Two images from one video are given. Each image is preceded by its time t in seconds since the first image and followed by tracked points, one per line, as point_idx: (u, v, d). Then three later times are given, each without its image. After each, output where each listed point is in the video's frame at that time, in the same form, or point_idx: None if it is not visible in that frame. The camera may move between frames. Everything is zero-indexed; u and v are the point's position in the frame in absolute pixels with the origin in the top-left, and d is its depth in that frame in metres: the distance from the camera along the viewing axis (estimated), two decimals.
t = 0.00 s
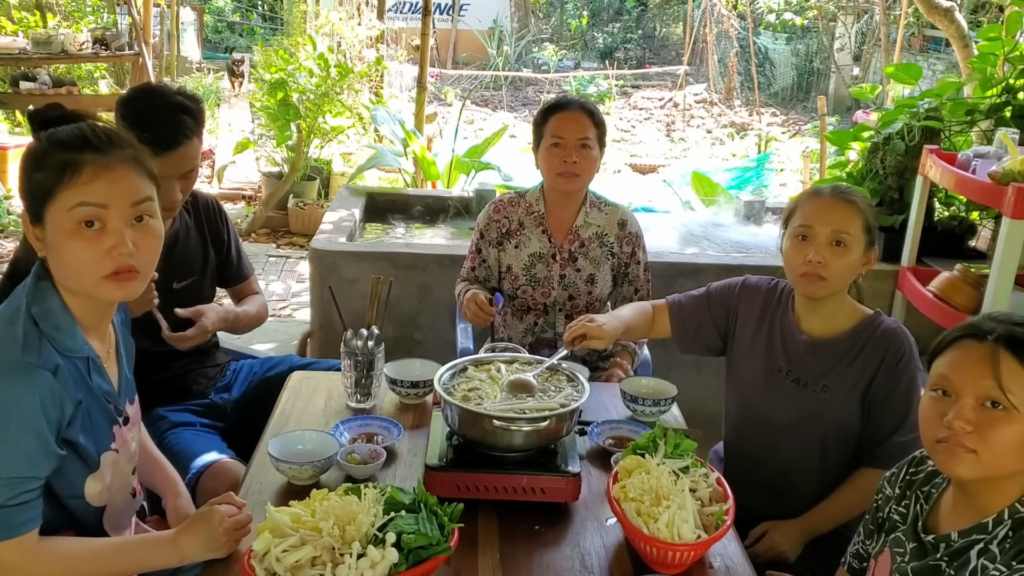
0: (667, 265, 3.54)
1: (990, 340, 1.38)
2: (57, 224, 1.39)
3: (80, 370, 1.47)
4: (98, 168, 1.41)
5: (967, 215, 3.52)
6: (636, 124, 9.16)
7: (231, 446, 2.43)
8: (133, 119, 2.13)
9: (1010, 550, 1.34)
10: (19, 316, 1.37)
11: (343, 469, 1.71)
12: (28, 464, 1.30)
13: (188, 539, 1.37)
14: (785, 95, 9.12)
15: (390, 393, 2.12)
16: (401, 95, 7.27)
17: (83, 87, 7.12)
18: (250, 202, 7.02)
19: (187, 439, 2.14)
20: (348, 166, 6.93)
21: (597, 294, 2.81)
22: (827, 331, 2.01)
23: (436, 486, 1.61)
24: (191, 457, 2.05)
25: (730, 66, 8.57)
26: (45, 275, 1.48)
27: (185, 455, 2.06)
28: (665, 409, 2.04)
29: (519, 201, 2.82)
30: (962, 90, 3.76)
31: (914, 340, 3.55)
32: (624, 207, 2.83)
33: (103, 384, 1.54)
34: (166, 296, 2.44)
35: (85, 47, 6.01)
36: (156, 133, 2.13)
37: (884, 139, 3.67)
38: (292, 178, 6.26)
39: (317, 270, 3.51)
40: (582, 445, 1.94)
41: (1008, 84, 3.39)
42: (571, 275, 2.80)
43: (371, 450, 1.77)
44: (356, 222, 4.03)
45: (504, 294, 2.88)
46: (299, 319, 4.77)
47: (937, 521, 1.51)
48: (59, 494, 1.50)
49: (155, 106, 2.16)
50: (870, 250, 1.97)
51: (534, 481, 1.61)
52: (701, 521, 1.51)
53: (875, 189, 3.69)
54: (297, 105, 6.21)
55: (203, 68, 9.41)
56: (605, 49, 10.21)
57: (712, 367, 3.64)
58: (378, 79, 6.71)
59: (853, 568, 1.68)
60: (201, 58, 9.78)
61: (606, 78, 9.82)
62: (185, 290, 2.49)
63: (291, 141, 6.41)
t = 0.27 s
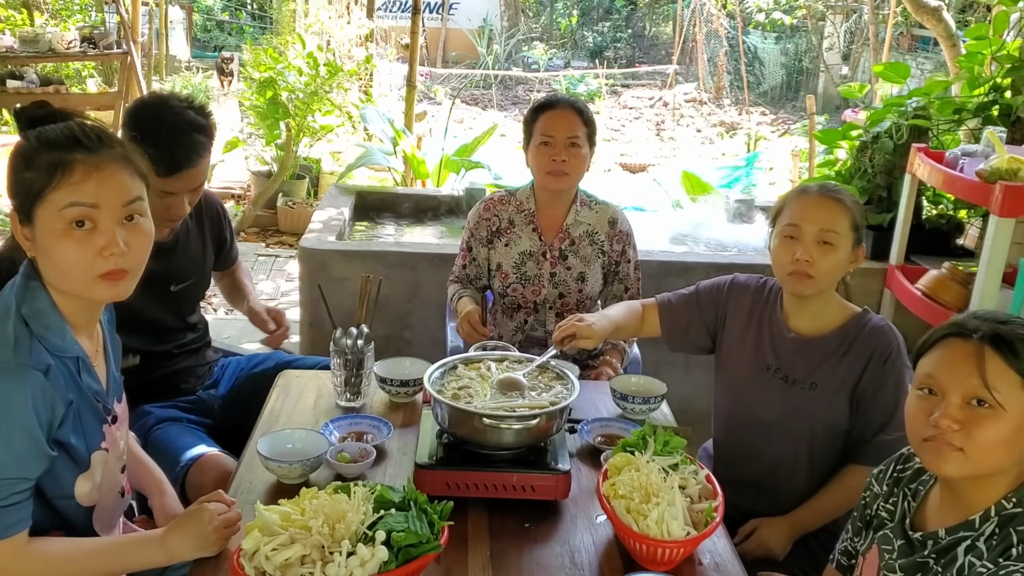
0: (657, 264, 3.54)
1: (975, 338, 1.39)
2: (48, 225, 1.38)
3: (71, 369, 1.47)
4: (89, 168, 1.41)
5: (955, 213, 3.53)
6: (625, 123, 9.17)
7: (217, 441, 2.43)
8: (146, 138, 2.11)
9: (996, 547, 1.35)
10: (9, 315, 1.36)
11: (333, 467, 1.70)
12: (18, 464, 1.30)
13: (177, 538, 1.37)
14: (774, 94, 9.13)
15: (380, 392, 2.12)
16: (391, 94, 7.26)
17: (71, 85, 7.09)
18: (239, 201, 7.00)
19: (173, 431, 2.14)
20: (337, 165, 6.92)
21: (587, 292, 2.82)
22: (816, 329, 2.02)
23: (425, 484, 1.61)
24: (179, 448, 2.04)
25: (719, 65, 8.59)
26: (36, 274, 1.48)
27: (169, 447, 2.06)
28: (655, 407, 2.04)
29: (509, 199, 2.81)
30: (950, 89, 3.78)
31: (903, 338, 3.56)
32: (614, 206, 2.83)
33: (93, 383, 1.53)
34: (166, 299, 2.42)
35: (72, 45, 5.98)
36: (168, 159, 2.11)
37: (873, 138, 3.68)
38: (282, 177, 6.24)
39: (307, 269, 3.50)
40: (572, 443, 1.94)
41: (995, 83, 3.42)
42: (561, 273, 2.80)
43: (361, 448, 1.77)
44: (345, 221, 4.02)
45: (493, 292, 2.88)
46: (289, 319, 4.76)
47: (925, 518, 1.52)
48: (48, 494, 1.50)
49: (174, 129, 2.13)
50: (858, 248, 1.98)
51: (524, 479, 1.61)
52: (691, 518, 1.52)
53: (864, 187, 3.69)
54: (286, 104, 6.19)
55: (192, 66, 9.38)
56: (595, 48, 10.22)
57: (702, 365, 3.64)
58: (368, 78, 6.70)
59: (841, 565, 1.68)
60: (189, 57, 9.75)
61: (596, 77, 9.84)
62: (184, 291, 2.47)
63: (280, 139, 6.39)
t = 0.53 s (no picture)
0: (652, 263, 3.54)
1: (969, 338, 1.39)
2: (39, 221, 1.37)
3: (64, 368, 1.46)
4: (82, 165, 1.41)
5: (950, 211, 3.53)
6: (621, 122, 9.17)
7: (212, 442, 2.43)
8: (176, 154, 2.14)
9: (991, 546, 1.35)
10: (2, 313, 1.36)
11: (328, 466, 1.70)
12: (12, 463, 1.30)
13: (171, 537, 1.36)
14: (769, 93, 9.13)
15: (375, 390, 2.11)
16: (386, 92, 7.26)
17: (65, 83, 7.07)
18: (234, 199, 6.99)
19: (167, 430, 2.14)
20: (332, 163, 6.92)
21: (582, 291, 2.81)
22: (811, 327, 2.02)
23: (421, 482, 1.61)
24: (173, 446, 2.04)
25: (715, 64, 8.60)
26: (29, 273, 1.47)
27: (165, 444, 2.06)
28: (651, 406, 2.04)
29: (505, 198, 2.81)
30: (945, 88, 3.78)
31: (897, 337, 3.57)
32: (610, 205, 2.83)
33: (87, 382, 1.53)
34: (177, 299, 2.41)
35: (66, 43, 5.97)
36: (200, 179, 2.15)
37: (867, 137, 3.68)
38: (276, 175, 6.23)
39: (301, 268, 3.50)
40: (567, 441, 1.94)
41: (990, 82, 3.43)
42: (556, 272, 2.80)
43: (356, 447, 1.76)
44: (340, 220, 4.01)
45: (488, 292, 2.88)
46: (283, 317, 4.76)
47: (919, 518, 1.52)
48: (42, 494, 1.49)
49: (206, 146, 2.16)
50: (853, 246, 1.98)
51: (520, 478, 1.61)
52: (686, 517, 1.51)
53: (859, 186, 3.70)
54: (281, 102, 6.19)
55: (186, 64, 9.36)
56: (590, 46, 10.22)
57: (697, 364, 3.64)
58: (363, 76, 6.69)
59: (836, 565, 1.68)
60: (184, 55, 9.74)
61: (591, 75, 9.87)
62: (195, 290, 2.47)
63: (275, 137, 6.39)
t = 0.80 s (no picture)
0: (643, 262, 3.54)
1: (958, 337, 1.39)
2: (27, 219, 1.37)
3: (52, 367, 1.46)
4: (70, 162, 1.40)
5: (940, 211, 3.54)
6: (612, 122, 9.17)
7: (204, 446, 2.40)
8: (263, 170, 2.15)
9: (979, 545, 1.36)
10: None
11: (318, 466, 1.70)
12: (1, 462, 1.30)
13: (161, 537, 1.36)
14: (760, 92, 9.11)
15: (366, 390, 2.11)
16: (378, 91, 7.24)
17: (54, 82, 7.04)
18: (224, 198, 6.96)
19: (162, 430, 2.11)
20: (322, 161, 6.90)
21: (573, 290, 2.82)
22: (801, 326, 2.02)
23: (411, 482, 1.61)
24: (166, 448, 2.03)
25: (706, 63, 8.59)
26: (16, 271, 1.46)
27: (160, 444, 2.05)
28: (642, 405, 2.04)
29: (495, 198, 2.80)
30: (935, 88, 3.79)
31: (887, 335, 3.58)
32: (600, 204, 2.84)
33: (74, 381, 1.53)
34: (204, 310, 2.40)
35: (55, 41, 5.95)
36: (289, 192, 2.18)
37: (858, 136, 3.69)
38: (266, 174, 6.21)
39: (292, 267, 3.49)
40: (559, 441, 1.94)
41: (979, 82, 3.44)
42: (547, 272, 2.80)
43: (346, 447, 1.76)
44: (330, 219, 4.00)
45: (479, 291, 2.88)
46: (274, 316, 4.75)
47: (908, 517, 1.52)
48: (30, 494, 1.49)
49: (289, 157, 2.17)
50: (843, 245, 1.98)
51: (511, 477, 1.61)
52: (677, 515, 1.52)
53: (849, 185, 3.71)
54: (272, 101, 6.18)
55: (176, 63, 9.33)
56: (582, 45, 10.22)
57: (688, 362, 3.65)
58: (353, 75, 6.68)
59: (827, 563, 1.69)
60: (174, 54, 9.70)
61: (583, 74, 9.77)
62: (222, 303, 2.47)
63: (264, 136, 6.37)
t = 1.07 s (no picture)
0: (637, 261, 3.54)
1: (952, 336, 1.40)
2: (21, 218, 1.36)
3: (45, 367, 1.46)
4: (62, 162, 1.40)
5: (933, 210, 3.55)
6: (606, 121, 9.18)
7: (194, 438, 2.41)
8: (313, 166, 2.18)
9: (972, 544, 1.36)
10: None
11: (311, 466, 1.69)
12: None
13: (154, 538, 1.36)
14: (753, 91, 9.13)
15: (359, 390, 2.11)
16: (371, 90, 7.23)
17: (46, 81, 7.02)
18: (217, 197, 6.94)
19: (156, 426, 2.11)
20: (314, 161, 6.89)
21: (568, 290, 2.82)
22: (794, 325, 2.02)
23: (405, 482, 1.60)
24: (163, 446, 2.02)
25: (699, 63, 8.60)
26: (7, 271, 1.46)
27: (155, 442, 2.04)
28: (636, 404, 2.04)
29: (489, 198, 2.80)
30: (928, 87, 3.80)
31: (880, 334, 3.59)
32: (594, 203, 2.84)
33: (67, 381, 1.52)
34: (224, 310, 2.40)
35: (47, 40, 5.93)
36: (336, 186, 2.22)
37: (851, 135, 3.69)
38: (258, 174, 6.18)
39: (286, 267, 3.48)
40: (553, 440, 1.94)
41: (972, 81, 3.45)
42: (542, 272, 2.80)
43: (340, 447, 1.76)
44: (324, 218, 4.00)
45: (473, 292, 2.87)
46: (267, 316, 4.75)
47: (902, 516, 1.52)
48: (24, 495, 1.48)
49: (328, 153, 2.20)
50: (836, 244, 1.98)
51: (505, 477, 1.61)
52: (671, 515, 1.52)
53: (843, 184, 3.71)
54: (265, 100, 6.17)
55: (169, 62, 9.30)
56: (575, 44, 10.22)
57: (682, 362, 3.65)
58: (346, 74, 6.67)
59: (821, 562, 1.69)
60: (167, 53, 9.68)
61: (575, 74, 9.78)
62: (243, 304, 2.46)
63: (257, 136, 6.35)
